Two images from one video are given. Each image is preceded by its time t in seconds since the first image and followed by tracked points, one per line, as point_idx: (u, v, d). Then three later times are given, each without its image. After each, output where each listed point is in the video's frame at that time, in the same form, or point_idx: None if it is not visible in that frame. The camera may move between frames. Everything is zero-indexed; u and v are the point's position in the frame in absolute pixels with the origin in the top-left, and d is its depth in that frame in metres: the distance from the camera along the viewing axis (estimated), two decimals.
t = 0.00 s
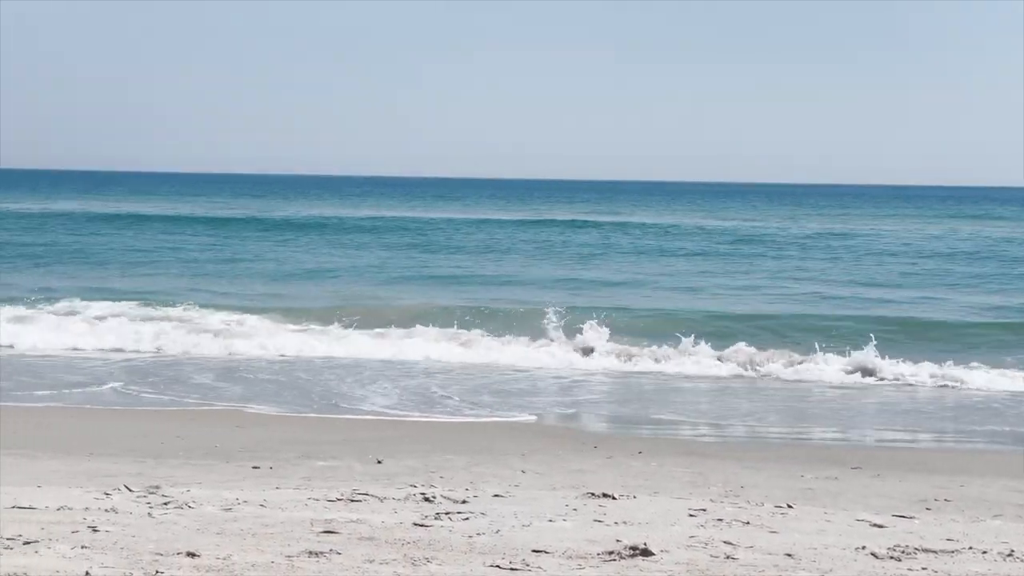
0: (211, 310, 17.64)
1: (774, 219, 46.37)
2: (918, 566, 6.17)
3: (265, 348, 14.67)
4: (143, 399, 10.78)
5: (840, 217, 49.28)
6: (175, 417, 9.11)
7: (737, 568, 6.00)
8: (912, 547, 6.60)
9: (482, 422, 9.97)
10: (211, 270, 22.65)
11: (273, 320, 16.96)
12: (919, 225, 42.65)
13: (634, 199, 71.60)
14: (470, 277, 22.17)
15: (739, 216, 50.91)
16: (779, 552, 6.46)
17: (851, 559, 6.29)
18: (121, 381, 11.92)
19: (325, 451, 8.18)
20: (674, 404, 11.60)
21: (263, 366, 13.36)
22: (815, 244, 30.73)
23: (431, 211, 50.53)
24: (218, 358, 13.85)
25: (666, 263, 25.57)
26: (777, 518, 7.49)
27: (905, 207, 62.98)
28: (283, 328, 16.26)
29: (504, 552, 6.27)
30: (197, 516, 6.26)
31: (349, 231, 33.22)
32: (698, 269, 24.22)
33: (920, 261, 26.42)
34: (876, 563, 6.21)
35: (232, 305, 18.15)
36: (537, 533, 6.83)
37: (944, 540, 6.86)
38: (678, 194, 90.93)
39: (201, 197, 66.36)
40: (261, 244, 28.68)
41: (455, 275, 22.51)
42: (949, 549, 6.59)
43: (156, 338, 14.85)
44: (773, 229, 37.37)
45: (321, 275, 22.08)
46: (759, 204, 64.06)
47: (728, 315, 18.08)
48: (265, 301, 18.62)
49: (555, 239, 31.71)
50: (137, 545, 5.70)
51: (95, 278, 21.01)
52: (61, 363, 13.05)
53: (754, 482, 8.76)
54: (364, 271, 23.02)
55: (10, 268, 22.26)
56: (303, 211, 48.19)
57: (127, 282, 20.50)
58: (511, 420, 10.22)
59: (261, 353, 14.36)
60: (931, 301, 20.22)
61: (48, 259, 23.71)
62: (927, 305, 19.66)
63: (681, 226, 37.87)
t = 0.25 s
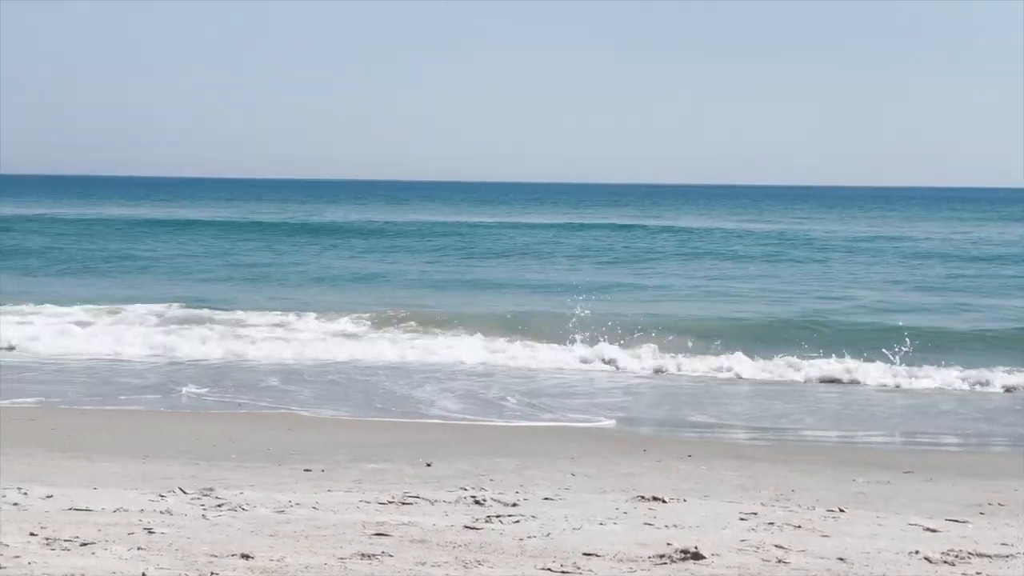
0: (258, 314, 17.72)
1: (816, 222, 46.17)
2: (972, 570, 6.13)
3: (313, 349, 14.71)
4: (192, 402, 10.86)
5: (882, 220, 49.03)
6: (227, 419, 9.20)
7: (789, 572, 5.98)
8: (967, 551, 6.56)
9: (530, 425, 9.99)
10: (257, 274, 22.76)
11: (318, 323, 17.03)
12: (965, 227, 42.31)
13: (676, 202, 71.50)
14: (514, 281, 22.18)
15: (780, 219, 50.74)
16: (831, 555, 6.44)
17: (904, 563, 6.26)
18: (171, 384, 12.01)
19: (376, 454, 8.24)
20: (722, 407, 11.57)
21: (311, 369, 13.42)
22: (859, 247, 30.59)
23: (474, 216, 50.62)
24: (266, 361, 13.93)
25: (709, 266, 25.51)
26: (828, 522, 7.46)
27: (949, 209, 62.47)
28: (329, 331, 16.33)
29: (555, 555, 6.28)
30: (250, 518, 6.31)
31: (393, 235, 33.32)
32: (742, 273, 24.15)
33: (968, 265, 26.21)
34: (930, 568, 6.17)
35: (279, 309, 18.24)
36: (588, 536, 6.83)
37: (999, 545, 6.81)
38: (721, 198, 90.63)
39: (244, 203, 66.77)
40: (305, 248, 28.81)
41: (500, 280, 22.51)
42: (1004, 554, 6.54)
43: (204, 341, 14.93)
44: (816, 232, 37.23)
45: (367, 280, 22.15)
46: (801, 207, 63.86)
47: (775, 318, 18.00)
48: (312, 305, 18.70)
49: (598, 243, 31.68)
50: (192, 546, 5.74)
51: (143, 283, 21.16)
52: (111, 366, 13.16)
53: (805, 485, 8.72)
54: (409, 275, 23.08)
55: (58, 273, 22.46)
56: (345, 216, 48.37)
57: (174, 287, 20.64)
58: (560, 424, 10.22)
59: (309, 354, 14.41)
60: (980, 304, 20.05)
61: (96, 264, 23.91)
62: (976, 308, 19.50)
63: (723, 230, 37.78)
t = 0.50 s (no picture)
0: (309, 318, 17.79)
1: (864, 224, 45.84)
2: None
3: (363, 351, 14.71)
4: (244, 404, 10.90)
5: (931, 223, 48.58)
6: (283, 422, 9.29)
7: None
8: None
9: (582, 429, 9.96)
10: (307, 278, 22.84)
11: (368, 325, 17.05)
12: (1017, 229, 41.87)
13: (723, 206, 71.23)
14: (563, 285, 22.16)
15: (827, 220, 50.40)
16: (888, 561, 6.38)
17: (964, 569, 6.20)
18: (225, 387, 12.08)
19: (430, 458, 8.27)
20: (775, 411, 11.49)
21: (362, 371, 13.45)
22: (909, 250, 30.32)
23: (520, 220, 50.60)
24: (318, 364, 13.99)
25: (758, 270, 25.36)
26: (885, 527, 7.39)
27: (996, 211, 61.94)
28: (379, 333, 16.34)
29: (609, 558, 6.24)
30: (306, 521, 6.31)
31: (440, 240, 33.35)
32: (791, 276, 23.99)
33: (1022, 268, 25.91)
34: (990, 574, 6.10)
35: (330, 313, 18.31)
36: (642, 541, 6.78)
37: None
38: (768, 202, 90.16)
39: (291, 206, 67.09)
40: (354, 253, 28.89)
41: (549, 284, 22.48)
42: None
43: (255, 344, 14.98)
44: (865, 235, 36.94)
45: (415, 284, 22.19)
46: (849, 210, 63.43)
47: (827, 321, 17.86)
48: (361, 310, 18.76)
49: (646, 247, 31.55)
50: (248, 549, 5.74)
51: (193, 289, 21.27)
52: (163, 370, 13.23)
53: (861, 490, 8.63)
54: (457, 279, 23.08)
55: (110, 278, 22.63)
56: (392, 219, 48.47)
57: (224, 293, 20.74)
58: (614, 428, 10.19)
59: (361, 357, 14.41)
60: None
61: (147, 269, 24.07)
62: None
63: (772, 233, 37.54)
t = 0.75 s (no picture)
0: (354, 325, 17.83)
1: (910, 228, 45.52)
2: None
3: (409, 356, 14.70)
4: (291, 410, 10.91)
5: (975, 227, 48.21)
6: (332, 428, 9.32)
7: None
8: None
9: (630, 435, 9.90)
10: (351, 286, 22.89)
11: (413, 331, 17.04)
12: None
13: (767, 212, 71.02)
14: (607, 292, 22.11)
15: (872, 224, 50.10)
16: (943, 569, 6.28)
17: None
18: (272, 393, 12.11)
19: (480, 464, 8.26)
20: (825, 417, 11.37)
21: (407, 377, 13.45)
22: (956, 255, 30.05)
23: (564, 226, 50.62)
24: (363, 370, 14.01)
25: (804, 276, 25.19)
26: (939, 535, 7.28)
27: None
28: (424, 337, 16.33)
29: (659, 565, 6.15)
30: (357, 527, 6.28)
31: (484, 247, 33.36)
32: (838, 282, 23.81)
33: None
34: None
35: (374, 320, 18.34)
36: (693, 547, 6.56)
37: None
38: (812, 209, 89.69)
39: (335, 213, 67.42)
40: (398, 260, 28.94)
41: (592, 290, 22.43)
42: None
43: (301, 350, 15.00)
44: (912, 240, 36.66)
45: (459, 292, 22.20)
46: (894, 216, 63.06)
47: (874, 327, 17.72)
48: (405, 317, 18.77)
49: (690, 253, 31.41)
50: (297, 555, 5.62)
51: (240, 297, 21.35)
52: (210, 376, 13.27)
53: (914, 498, 8.51)
54: (502, 287, 23.06)
55: (158, 286, 22.76)
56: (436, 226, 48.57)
57: (271, 301, 20.81)
58: (662, 435, 10.13)
59: (406, 361, 14.39)
60: None
61: (195, 277, 24.21)
62: None
63: (817, 238, 37.31)
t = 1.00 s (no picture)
0: (395, 330, 17.86)
1: (952, 233, 45.18)
2: None
3: (451, 361, 14.72)
4: (334, 416, 10.96)
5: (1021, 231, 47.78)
6: (374, 433, 9.36)
7: None
8: None
9: (673, 442, 9.89)
10: (392, 292, 22.94)
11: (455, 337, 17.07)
12: None
13: (809, 215, 70.58)
14: (648, 297, 22.06)
15: (915, 229, 49.78)
16: None
17: None
18: (315, 399, 12.15)
19: (522, 470, 8.26)
20: (870, 422, 11.29)
21: (449, 382, 13.46)
22: (1002, 260, 29.78)
23: (604, 230, 50.57)
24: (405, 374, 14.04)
25: (846, 281, 25.04)
26: (986, 542, 7.20)
27: None
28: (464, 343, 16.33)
29: (703, 571, 6.10)
30: (400, 532, 6.29)
31: (525, 253, 33.35)
32: (881, 287, 23.66)
33: None
34: None
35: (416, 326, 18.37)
36: (737, 554, 6.53)
37: None
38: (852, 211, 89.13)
39: (376, 218, 67.55)
40: (439, 266, 28.98)
41: (633, 296, 22.38)
42: None
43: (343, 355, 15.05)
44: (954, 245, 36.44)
45: (499, 297, 22.21)
46: (934, 220, 62.67)
47: (919, 332, 17.59)
48: (447, 322, 18.80)
49: (730, 258, 31.32)
50: (342, 559, 5.64)
51: (282, 302, 21.45)
52: (254, 382, 13.34)
53: (961, 504, 8.44)
54: (543, 292, 23.05)
55: (201, 293, 22.90)
56: (476, 231, 48.65)
57: (312, 307, 20.89)
58: (705, 440, 10.10)
59: (449, 365, 14.40)
60: None
61: (237, 283, 24.35)
62: None
63: (859, 243, 37.10)
